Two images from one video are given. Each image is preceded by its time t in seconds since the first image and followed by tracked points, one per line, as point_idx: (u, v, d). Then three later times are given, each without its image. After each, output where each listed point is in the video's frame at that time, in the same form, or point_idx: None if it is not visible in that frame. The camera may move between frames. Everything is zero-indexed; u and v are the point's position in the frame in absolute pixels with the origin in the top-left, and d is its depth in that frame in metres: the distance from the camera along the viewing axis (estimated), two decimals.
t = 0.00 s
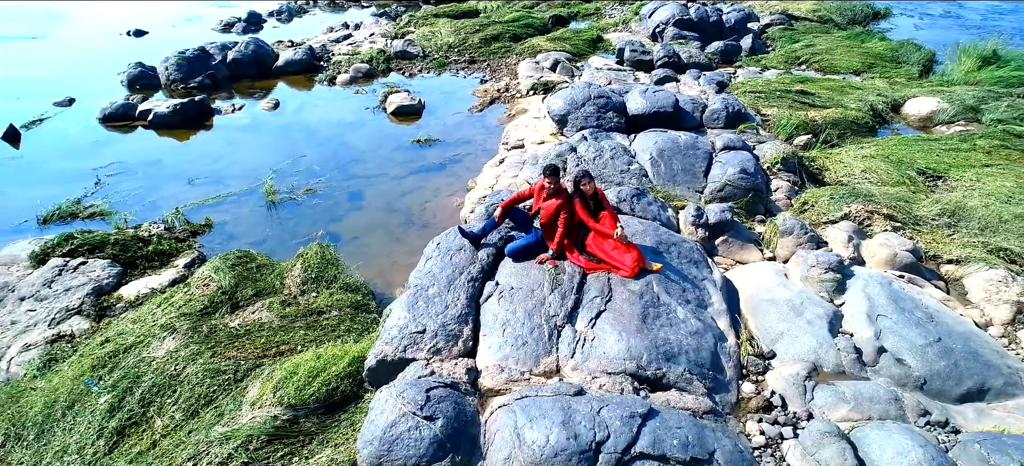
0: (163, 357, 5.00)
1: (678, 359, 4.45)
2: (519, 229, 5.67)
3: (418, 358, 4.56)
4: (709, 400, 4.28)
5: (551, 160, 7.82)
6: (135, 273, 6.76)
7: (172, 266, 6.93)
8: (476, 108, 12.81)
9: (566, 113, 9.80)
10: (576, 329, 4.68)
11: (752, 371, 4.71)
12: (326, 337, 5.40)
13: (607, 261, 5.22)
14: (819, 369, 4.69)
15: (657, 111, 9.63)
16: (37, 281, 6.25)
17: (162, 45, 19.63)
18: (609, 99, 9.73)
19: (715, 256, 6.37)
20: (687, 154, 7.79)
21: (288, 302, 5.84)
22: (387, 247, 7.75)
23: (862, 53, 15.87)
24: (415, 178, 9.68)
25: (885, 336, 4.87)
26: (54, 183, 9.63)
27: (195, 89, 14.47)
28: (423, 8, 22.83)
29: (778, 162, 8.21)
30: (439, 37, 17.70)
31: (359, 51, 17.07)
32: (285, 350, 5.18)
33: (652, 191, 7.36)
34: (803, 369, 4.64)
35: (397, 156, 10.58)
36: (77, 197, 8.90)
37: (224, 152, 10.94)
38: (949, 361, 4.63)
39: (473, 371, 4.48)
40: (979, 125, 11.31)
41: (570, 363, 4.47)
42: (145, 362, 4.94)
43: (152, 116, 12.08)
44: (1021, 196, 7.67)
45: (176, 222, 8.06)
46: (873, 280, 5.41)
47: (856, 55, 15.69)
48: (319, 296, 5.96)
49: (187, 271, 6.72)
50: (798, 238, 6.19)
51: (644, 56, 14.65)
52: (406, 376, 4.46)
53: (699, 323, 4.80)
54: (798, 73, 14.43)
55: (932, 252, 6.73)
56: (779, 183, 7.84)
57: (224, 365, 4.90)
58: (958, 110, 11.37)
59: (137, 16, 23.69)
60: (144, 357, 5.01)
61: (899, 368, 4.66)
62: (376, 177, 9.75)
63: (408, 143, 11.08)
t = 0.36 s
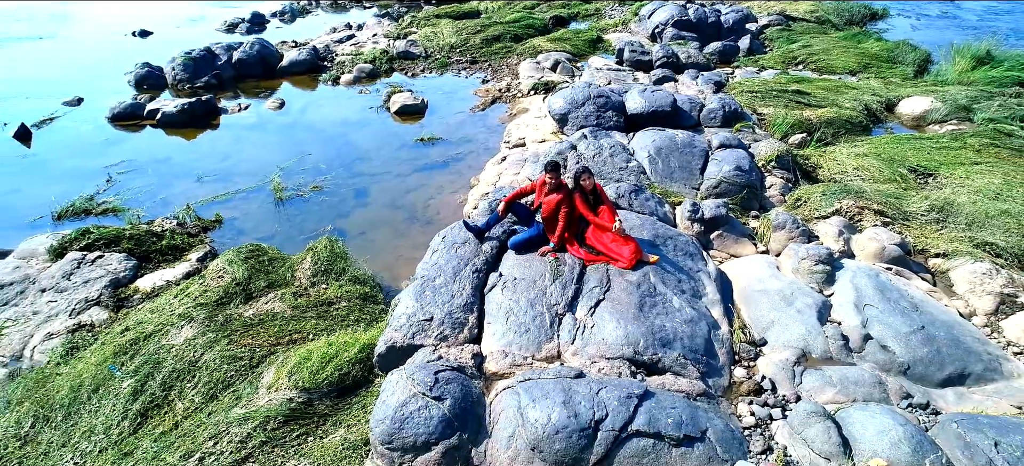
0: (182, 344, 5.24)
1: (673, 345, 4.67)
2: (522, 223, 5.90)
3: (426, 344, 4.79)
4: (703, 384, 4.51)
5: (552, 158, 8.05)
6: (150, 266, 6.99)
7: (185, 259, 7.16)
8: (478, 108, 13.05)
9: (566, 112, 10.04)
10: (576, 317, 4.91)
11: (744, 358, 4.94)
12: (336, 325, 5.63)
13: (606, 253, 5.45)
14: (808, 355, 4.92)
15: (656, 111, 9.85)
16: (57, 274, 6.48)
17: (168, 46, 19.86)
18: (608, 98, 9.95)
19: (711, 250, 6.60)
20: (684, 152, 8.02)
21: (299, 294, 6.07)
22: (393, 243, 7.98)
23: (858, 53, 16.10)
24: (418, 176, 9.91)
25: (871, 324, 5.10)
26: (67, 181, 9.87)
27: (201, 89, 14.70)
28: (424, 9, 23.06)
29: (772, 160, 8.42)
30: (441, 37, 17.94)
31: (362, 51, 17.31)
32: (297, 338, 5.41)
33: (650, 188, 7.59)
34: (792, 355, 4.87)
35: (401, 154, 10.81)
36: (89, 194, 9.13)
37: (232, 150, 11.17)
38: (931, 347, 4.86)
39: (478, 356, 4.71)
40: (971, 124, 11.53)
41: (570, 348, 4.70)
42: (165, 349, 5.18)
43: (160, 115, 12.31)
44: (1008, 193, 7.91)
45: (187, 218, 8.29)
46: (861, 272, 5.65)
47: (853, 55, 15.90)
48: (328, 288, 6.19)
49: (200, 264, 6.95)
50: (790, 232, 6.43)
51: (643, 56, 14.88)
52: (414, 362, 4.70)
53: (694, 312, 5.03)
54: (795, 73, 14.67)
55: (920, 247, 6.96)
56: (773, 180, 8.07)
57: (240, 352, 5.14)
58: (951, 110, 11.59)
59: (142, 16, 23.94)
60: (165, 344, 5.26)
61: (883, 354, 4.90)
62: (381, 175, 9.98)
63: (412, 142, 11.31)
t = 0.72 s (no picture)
0: (200, 332, 5.49)
1: (669, 331, 4.92)
2: (524, 217, 6.13)
3: (433, 331, 5.04)
4: (696, 367, 4.75)
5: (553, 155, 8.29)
6: (165, 259, 7.24)
7: (199, 253, 7.41)
8: (480, 107, 13.29)
9: (567, 111, 10.28)
10: (576, 306, 5.16)
11: (736, 344, 5.19)
12: (346, 315, 5.87)
13: (604, 245, 5.70)
14: (797, 341, 5.17)
15: (654, 109, 10.09)
16: (76, 266, 6.73)
17: (173, 46, 20.11)
18: (607, 98, 10.20)
19: (706, 244, 6.84)
20: (681, 149, 8.26)
21: (311, 285, 6.31)
22: (399, 238, 8.23)
23: (854, 53, 16.35)
24: (422, 173, 10.16)
25: (858, 313, 5.34)
26: (79, 178, 10.11)
27: (207, 89, 14.95)
28: (426, 10, 23.30)
29: (767, 157, 8.70)
30: (443, 38, 18.19)
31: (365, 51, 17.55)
32: (310, 326, 5.65)
33: (648, 184, 7.83)
34: (782, 341, 5.11)
35: (404, 152, 11.05)
36: (102, 191, 9.38)
37: (239, 149, 11.41)
38: (915, 334, 5.09)
39: (483, 341, 4.95)
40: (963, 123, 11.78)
41: (571, 334, 4.94)
42: (184, 336, 5.43)
43: (168, 114, 12.55)
44: (995, 190, 8.18)
45: (198, 213, 8.53)
46: (849, 264, 5.89)
47: (849, 55, 16.15)
48: (338, 279, 6.43)
49: (213, 257, 7.19)
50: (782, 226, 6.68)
51: (642, 57, 15.12)
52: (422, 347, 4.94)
53: (689, 301, 5.28)
54: (792, 74, 14.92)
55: (909, 240, 7.21)
56: (767, 177, 8.31)
57: (256, 339, 5.39)
58: (943, 109, 11.83)
59: (147, 17, 24.22)
60: (184, 332, 5.50)
61: (869, 341, 5.13)
62: (386, 172, 10.22)
63: (415, 140, 11.55)
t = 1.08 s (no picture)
0: (223, 315, 5.83)
1: (663, 313, 5.26)
2: (527, 208, 6.47)
3: (443, 313, 5.39)
4: (689, 346, 5.10)
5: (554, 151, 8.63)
6: (184, 250, 7.58)
7: (215, 244, 7.75)
8: (482, 106, 13.63)
9: (567, 110, 10.64)
10: (577, 290, 5.50)
11: (726, 326, 5.53)
12: (360, 300, 6.21)
13: (603, 234, 6.05)
14: (784, 323, 5.51)
15: (652, 108, 10.43)
16: (101, 256, 7.08)
17: (180, 46, 20.46)
18: (607, 97, 10.55)
19: (700, 235, 7.18)
20: (678, 146, 8.61)
21: (325, 273, 6.66)
22: (406, 230, 8.58)
23: (849, 54, 16.69)
24: (428, 169, 10.50)
25: (842, 297, 5.68)
26: (96, 174, 10.46)
27: (216, 88, 15.30)
28: (428, 11, 23.64)
29: (760, 153, 9.05)
30: (446, 38, 18.53)
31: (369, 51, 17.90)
32: (326, 311, 6.00)
33: (645, 179, 8.17)
34: (769, 323, 5.46)
35: (410, 149, 11.40)
36: (119, 186, 9.72)
37: (249, 146, 11.75)
38: (894, 317, 5.43)
39: (490, 322, 5.29)
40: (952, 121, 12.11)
41: (571, 316, 5.29)
42: (208, 319, 5.78)
43: (180, 113, 12.89)
44: (978, 185, 8.54)
45: (213, 207, 8.88)
46: (834, 253, 6.24)
47: (843, 55, 16.49)
48: (351, 267, 6.77)
49: (230, 248, 7.53)
50: (773, 218, 7.03)
51: (641, 57, 15.47)
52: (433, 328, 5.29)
53: (682, 286, 5.63)
54: (787, 73, 15.28)
55: (894, 232, 7.55)
56: (760, 173, 8.66)
57: (276, 322, 5.73)
58: (933, 108, 12.18)
59: (154, 18, 24.60)
60: (208, 315, 5.86)
61: (851, 323, 5.47)
62: (392, 169, 10.57)
63: (420, 138, 11.90)
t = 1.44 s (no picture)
0: (239, 303, 6.11)
1: (659, 300, 5.54)
2: (530, 202, 6.75)
3: (450, 300, 5.66)
4: (683, 331, 5.37)
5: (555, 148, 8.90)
6: (198, 243, 7.85)
7: (228, 238, 8.02)
8: (484, 105, 13.91)
9: (568, 109, 10.92)
10: (577, 278, 5.78)
11: (720, 313, 5.80)
12: (369, 289, 6.48)
13: (603, 226, 6.33)
14: (775, 310, 5.77)
15: (650, 107, 10.70)
16: (119, 248, 7.35)
17: (185, 46, 20.74)
18: (606, 96, 10.82)
19: (696, 228, 7.45)
20: (675, 143, 8.89)
21: (335, 264, 6.93)
22: (412, 225, 8.87)
23: (844, 54, 16.97)
24: (432, 166, 10.77)
25: (830, 286, 5.95)
26: (108, 171, 10.74)
27: (222, 87, 15.58)
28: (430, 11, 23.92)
29: (755, 150, 9.32)
30: (448, 38, 18.80)
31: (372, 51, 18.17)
32: (337, 299, 6.27)
33: (643, 174, 8.45)
34: (761, 310, 5.73)
35: (414, 147, 11.67)
36: (132, 183, 10.00)
37: (256, 144, 12.03)
38: (879, 304, 5.70)
39: (495, 309, 5.56)
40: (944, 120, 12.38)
41: (572, 303, 5.56)
42: (226, 307, 6.06)
43: (188, 112, 13.16)
44: (966, 181, 8.82)
45: (224, 202, 9.15)
46: (824, 244, 6.51)
47: (839, 55, 16.76)
48: (360, 259, 7.03)
49: (242, 242, 7.80)
50: (766, 212, 7.30)
51: (640, 57, 15.74)
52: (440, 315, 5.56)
53: (678, 275, 5.90)
54: (783, 73, 15.55)
55: (883, 225, 7.82)
56: (755, 169, 8.93)
57: (290, 309, 6.01)
58: (925, 107, 12.45)
59: (159, 18, 24.89)
60: (225, 303, 6.14)
61: (839, 310, 5.74)
62: (397, 166, 10.83)
63: (424, 136, 12.17)
